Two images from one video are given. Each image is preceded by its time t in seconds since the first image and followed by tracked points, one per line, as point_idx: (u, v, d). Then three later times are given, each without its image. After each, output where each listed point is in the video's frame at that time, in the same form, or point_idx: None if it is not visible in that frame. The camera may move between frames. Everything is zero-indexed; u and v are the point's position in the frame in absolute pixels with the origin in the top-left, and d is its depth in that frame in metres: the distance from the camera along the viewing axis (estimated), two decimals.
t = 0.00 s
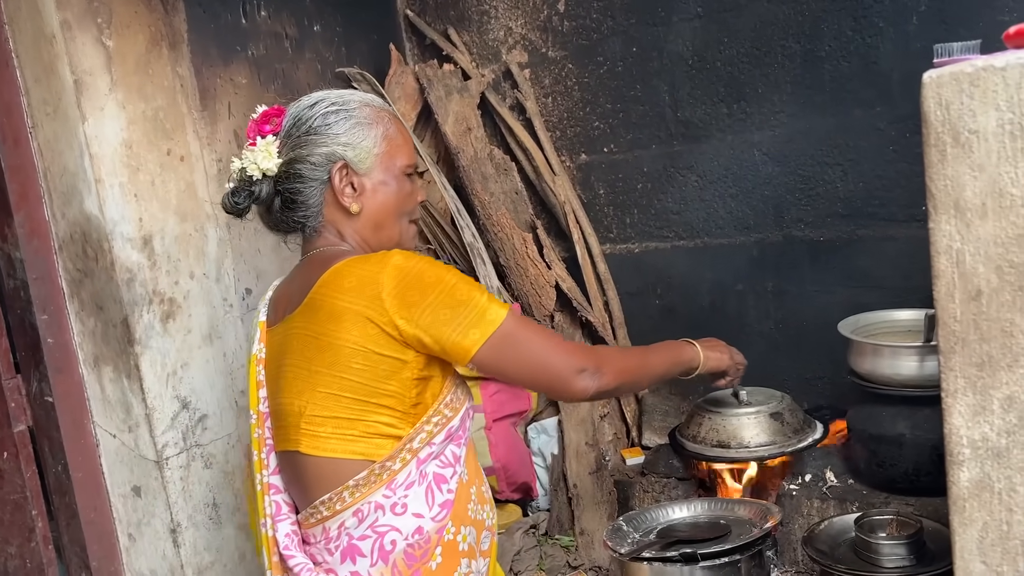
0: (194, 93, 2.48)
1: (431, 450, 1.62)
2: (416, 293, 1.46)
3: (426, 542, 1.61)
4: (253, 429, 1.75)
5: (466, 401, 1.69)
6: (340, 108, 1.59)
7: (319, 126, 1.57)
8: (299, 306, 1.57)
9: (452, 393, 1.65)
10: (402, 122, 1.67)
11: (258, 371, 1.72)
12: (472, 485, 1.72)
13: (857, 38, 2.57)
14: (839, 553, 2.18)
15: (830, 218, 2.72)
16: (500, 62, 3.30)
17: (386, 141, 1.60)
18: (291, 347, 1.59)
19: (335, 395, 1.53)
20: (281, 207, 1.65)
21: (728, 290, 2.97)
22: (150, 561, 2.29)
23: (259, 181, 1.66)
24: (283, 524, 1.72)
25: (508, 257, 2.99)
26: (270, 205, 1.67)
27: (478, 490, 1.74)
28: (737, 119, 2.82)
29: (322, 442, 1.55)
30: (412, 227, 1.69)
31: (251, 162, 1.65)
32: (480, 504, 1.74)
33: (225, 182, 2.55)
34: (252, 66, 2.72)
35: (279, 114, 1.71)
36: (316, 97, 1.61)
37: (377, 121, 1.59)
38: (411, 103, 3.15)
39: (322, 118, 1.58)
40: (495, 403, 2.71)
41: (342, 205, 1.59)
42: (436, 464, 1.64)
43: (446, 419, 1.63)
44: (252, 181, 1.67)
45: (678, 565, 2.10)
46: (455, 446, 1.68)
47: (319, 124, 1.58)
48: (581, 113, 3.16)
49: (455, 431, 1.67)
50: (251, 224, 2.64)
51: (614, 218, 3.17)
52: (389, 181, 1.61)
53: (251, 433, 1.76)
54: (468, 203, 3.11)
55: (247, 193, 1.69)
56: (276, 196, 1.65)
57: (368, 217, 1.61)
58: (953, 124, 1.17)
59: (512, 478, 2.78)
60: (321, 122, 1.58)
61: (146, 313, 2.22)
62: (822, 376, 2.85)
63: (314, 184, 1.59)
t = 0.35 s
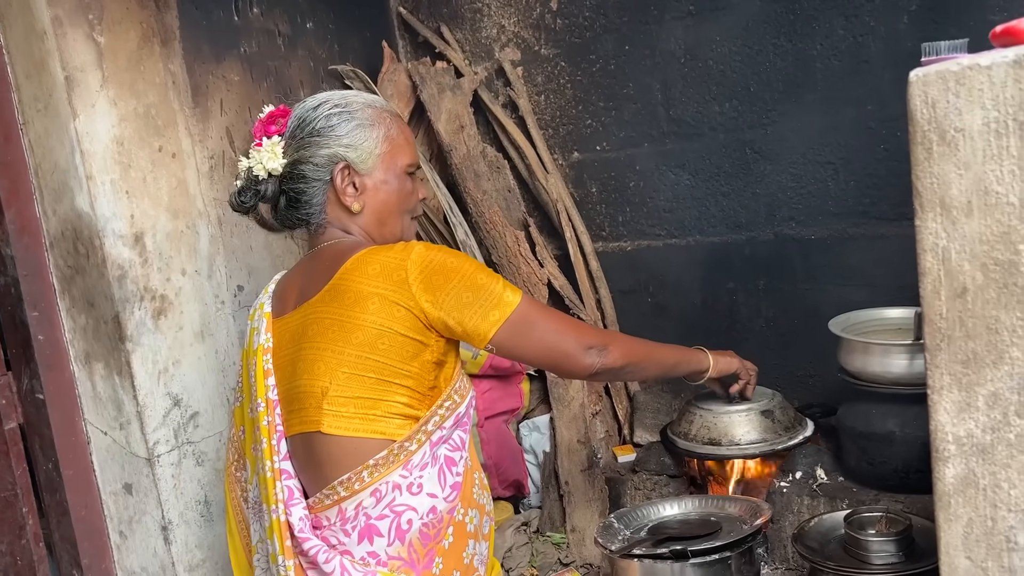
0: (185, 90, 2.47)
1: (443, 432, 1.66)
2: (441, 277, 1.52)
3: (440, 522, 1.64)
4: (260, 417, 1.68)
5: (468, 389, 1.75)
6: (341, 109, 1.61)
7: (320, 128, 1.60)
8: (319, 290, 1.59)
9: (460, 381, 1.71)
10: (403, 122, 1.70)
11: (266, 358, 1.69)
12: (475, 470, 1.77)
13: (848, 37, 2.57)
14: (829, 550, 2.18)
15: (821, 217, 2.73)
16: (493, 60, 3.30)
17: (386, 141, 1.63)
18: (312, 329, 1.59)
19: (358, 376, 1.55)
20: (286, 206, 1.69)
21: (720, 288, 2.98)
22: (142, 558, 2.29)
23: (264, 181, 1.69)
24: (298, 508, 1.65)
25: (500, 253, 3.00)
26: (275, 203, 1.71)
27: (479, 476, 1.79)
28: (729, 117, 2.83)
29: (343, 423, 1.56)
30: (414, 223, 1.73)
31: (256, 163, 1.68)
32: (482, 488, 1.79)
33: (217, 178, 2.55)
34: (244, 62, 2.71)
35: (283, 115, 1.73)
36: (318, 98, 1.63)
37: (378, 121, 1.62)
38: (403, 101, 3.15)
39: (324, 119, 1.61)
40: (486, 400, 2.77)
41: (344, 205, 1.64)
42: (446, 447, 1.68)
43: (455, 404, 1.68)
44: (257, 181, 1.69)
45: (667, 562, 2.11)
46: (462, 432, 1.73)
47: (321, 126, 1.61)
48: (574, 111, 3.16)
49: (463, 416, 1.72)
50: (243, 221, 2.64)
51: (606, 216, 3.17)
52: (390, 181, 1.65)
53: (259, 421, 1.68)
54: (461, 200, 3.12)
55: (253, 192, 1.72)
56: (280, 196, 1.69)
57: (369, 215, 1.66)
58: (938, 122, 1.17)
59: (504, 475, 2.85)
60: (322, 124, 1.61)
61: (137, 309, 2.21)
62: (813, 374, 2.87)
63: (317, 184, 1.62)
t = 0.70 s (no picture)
0: (177, 87, 2.47)
1: (427, 429, 1.66)
2: (418, 275, 1.49)
3: (424, 518, 1.65)
4: (247, 415, 1.69)
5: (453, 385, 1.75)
6: (321, 110, 1.60)
7: (299, 129, 1.59)
8: (300, 291, 1.59)
9: (445, 377, 1.70)
10: (388, 120, 1.67)
11: (253, 358, 1.68)
12: (462, 465, 1.78)
13: (838, 36, 2.58)
14: (817, 548, 2.20)
15: (812, 216, 2.74)
16: (486, 58, 3.30)
17: (367, 141, 1.61)
18: (294, 330, 1.59)
19: (338, 376, 1.55)
20: (271, 208, 1.69)
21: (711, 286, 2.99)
22: (133, 556, 2.29)
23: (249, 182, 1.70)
24: (284, 505, 1.66)
25: (492, 251, 3.01)
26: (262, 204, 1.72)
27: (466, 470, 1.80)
28: (720, 116, 2.83)
29: (324, 423, 1.56)
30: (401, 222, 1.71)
31: (240, 164, 1.69)
32: (469, 483, 1.80)
33: (209, 176, 2.55)
34: (236, 60, 2.71)
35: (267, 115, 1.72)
36: (298, 99, 1.63)
37: (358, 121, 1.60)
38: (396, 99, 3.15)
39: (303, 121, 1.60)
40: (478, 398, 2.79)
41: (325, 205, 1.63)
42: (430, 444, 1.68)
43: (439, 401, 1.68)
44: (242, 182, 1.71)
45: (657, 559, 2.11)
46: (447, 427, 1.73)
47: (300, 128, 1.60)
48: (566, 110, 3.17)
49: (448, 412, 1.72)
50: (236, 219, 2.64)
51: (598, 214, 3.18)
52: (371, 181, 1.63)
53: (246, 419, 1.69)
54: (454, 199, 3.12)
55: (238, 195, 1.74)
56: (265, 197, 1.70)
57: (351, 215, 1.64)
58: (920, 123, 1.12)
59: (495, 474, 2.86)
60: (302, 125, 1.60)
61: (129, 307, 2.22)
62: (804, 372, 2.89)
63: (297, 185, 1.62)
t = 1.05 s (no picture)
0: (174, 83, 2.47)
1: (437, 426, 1.50)
2: (390, 241, 1.32)
3: (439, 520, 1.50)
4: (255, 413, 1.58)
5: (462, 375, 1.59)
6: (302, 100, 1.51)
7: (281, 123, 1.51)
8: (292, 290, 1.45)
9: (450, 367, 1.55)
10: (380, 100, 1.54)
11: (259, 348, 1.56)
12: (479, 462, 1.61)
13: (834, 34, 2.60)
14: (812, 544, 2.21)
15: (808, 213, 2.75)
16: (482, 54, 3.30)
17: (351, 128, 1.49)
18: (292, 326, 1.45)
19: (339, 374, 1.40)
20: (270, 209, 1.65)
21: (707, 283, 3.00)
22: (128, 551, 2.29)
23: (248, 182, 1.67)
24: (298, 504, 1.54)
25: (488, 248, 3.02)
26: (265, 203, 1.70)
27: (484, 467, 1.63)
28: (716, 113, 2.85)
29: (331, 425, 1.42)
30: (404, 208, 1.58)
31: (238, 165, 1.67)
32: (487, 479, 1.64)
33: (205, 172, 2.55)
34: (233, 56, 2.70)
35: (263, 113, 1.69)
36: (283, 91, 1.55)
37: (341, 108, 1.49)
38: (392, 95, 3.14)
39: (285, 113, 1.52)
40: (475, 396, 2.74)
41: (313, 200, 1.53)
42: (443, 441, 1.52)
43: (446, 393, 1.52)
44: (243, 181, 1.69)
45: (653, 555, 2.12)
46: (461, 422, 1.56)
47: (283, 122, 1.52)
48: (562, 107, 3.18)
49: (458, 406, 1.56)
50: (232, 215, 2.64)
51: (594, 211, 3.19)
52: (360, 169, 1.51)
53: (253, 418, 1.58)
54: (450, 195, 3.13)
55: (242, 196, 1.72)
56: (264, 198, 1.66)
57: (346, 208, 1.54)
58: (917, 119, 1.13)
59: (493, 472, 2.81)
60: (285, 119, 1.52)
61: (125, 303, 2.21)
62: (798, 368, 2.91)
63: (286, 184, 1.55)
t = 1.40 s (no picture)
0: (170, 78, 2.47)
1: (506, 431, 1.47)
2: (466, 221, 1.26)
3: (504, 531, 1.51)
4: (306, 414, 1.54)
5: (526, 375, 1.56)
6: (339, 92, 1.44)
7: (324, 122, 1.45)
8: (362, 284, 1.40)
9: (518, 365, 1.51)
10: (416, 70, 1.46)
11: (313, 350, 1.53)
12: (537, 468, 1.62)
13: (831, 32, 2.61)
14: (807, 540, 2.22)
15: (803, 210, 2.76)
16: (479, 51, 3.30)
17: (396, 107, 1.42)
18: (363, 321, 1.40)
19: (416, 369, 1.34)
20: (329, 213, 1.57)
21: (703, 281, 3.01)
22: (125, 547, 2.29)
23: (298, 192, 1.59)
24: (354, 512, 1.51)
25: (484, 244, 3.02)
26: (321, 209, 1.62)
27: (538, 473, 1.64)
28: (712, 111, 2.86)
29: (404, 424, 1.37)
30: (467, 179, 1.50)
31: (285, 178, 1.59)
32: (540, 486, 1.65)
33: (202, 167, 2.55)
34: (230, 52, 2.69)
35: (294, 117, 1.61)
36: (317, 87, 1.48)
37: (380, 90, 1.42)
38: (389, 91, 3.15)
39: (325, 110, 1.45)
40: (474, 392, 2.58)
41: (376, 193, 1.46)
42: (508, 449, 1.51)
43: (514, 393, 1.49)
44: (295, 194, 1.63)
45: (648, 550, 2.13)
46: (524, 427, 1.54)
47: (326, 119, 1.45)
48: (560, 104, 3.18)
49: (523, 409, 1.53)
50: (228, 212, 2.64)
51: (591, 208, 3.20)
52: (416, 148, 1.43)
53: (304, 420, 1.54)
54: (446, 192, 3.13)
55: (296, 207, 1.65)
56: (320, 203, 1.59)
57: (411, 193, 1.46)
58: (911, 116, 1.13)
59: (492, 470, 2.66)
60: (326, 116, 1.45)
61: (121, 299, 2.21)
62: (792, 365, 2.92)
63: (342, 183, 1.49)
